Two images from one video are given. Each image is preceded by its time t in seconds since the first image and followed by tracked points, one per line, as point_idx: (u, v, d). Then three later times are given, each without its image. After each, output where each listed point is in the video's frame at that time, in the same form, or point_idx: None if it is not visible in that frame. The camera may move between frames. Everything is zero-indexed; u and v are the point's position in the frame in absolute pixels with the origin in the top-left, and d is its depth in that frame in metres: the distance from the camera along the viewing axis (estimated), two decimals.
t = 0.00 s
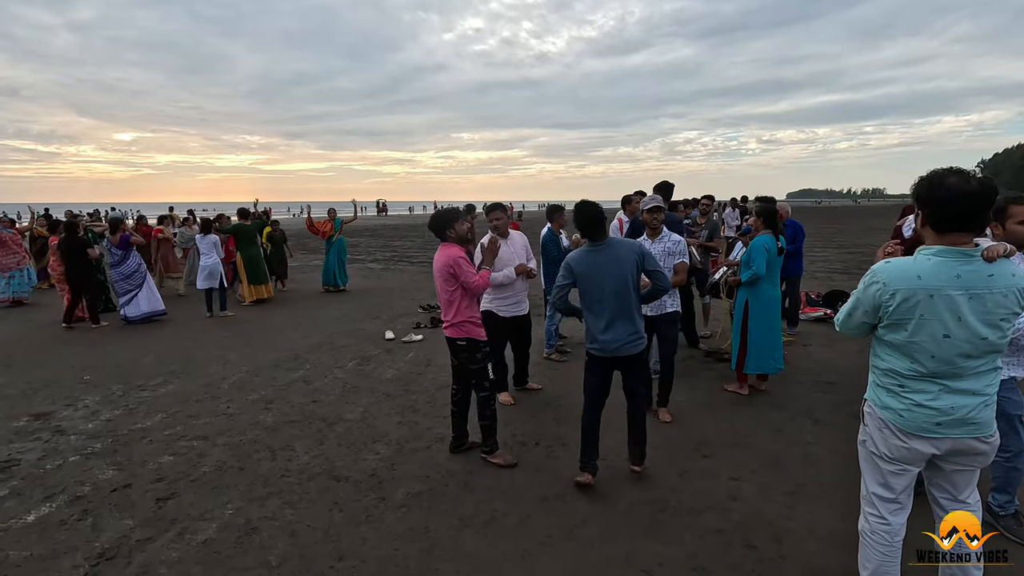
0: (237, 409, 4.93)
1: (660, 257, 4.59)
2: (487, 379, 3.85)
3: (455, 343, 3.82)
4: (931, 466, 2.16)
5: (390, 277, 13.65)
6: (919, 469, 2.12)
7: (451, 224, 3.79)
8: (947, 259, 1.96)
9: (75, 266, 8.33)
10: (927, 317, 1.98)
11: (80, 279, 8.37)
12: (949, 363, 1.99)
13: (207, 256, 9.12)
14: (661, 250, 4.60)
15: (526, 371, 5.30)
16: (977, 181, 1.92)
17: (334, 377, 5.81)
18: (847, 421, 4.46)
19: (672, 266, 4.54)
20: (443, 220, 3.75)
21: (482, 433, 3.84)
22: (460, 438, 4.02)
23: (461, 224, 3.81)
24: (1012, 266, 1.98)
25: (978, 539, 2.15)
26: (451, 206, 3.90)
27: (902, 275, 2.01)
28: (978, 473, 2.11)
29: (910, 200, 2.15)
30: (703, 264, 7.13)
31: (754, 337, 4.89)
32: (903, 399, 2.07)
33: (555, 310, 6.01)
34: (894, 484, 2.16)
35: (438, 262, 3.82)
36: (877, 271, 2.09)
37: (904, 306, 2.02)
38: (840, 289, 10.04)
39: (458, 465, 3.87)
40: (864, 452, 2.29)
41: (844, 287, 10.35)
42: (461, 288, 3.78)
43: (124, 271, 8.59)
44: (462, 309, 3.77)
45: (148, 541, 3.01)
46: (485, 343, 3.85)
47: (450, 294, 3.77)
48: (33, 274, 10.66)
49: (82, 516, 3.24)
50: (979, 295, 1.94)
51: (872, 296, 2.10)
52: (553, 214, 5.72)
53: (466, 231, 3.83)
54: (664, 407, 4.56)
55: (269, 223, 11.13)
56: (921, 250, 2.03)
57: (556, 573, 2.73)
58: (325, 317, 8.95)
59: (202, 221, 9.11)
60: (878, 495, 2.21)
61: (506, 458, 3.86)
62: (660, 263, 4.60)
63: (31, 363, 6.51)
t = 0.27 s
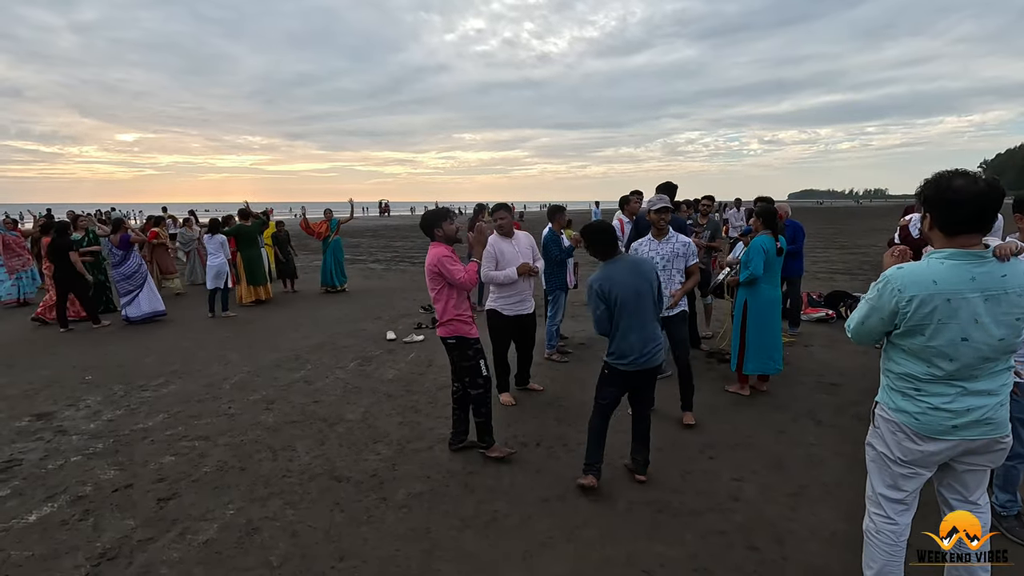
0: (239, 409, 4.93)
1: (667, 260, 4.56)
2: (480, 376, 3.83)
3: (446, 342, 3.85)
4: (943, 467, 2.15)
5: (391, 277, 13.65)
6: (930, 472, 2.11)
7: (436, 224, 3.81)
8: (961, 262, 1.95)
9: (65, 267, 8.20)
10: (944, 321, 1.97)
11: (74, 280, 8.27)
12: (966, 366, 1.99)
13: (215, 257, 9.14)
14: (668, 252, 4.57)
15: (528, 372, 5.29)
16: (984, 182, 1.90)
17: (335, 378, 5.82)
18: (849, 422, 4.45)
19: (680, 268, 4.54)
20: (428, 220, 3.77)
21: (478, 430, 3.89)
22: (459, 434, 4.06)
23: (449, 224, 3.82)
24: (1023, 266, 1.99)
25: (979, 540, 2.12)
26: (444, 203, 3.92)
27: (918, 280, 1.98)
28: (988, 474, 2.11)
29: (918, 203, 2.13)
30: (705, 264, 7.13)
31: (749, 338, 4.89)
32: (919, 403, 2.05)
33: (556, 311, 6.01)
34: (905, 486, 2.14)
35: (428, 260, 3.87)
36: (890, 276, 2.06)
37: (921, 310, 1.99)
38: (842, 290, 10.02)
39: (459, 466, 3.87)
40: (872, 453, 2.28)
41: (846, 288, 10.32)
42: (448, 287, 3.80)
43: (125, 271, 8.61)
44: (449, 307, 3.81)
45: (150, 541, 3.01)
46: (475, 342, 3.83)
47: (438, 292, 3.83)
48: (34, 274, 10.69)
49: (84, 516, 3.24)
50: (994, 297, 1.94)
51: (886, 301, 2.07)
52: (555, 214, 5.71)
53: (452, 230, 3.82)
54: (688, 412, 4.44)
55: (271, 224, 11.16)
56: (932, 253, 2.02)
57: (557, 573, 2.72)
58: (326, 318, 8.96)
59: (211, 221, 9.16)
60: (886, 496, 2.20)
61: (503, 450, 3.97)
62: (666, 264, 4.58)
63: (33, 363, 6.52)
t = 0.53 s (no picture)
0: (241, 410, 4.94)
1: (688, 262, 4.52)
2: (467, 382, 3.83)
3: (432, 348, 3.82)
4: (947, 471, 2.14)
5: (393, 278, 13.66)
6: (933, 476, 2.10)
7: (427, 228, 3.80)
8: (961, 262, 1.95)
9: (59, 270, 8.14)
10: (946, 322, 1.96)
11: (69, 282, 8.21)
12: (968, 367, 1.98)
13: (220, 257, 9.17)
14: (689, 255, 4.53)
15: (530, 373, 5.29)
16: (985, 182, 1.90)
17: (337, 378, 5.83)
18: (851, 423, 4.44)
19: (699, 273, 4.51)
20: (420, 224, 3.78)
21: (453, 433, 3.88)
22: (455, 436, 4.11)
23: (438, 229, 3.84)
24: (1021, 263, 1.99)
25: (980, 540, 2.12)
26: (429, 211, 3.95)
27: (918, 282, 1.97)
28: (994, 478, 2.10)
29: (917, 204, 2.13)
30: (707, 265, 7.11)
31: (749, 340, 4.87)
32: (922, 405, 2.04)
33: (557, 311, 6.01)
34: (908, 491, 2.13)
35: (415, 265, 3.84)
36: (889, 278, 2.05)
37: (922, 312, 1.98)
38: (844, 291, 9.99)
39: (461, 466, 3.87)
40: (876, 457, 2.27)
41: (849, 289, 10.30)
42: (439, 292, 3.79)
43: (124, 271, 8.61)
44: (440, 311, 3.79)
45: (151, 541, 3.02)
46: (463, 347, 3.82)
47: (429, 296, 3.78)
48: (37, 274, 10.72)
49: (86, 516, 3.25)
50: (994, 297, 1.94)
51: (887, 305, 2.05)
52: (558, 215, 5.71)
53: (442, 235, 3.86)
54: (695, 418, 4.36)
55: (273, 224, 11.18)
56: (932, 254, 2.02)
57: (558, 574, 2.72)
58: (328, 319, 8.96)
59: (220, 221, 9.18)
60: (890, 500, 2.19)
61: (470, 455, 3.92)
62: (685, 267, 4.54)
63: (36, 363, 6.54)
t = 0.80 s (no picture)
0: (243, 410, 4.95)
1: (699, 261, 4.52)
2: (434, 389, 3.86)
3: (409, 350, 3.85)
4: (938, 474, 2.14)
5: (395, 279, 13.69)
6: (924, 477, 2.10)
7: (409, 230, 3.81)
8: (949, 262, 1.95)
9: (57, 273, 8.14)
10: (933, 322, 1.96)
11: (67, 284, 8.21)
12: (956, 368, 1.97)
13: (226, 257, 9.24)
14: (704, 254, 4.53)
15: (532, 374, 5.28)
16: (972, 183, 1.90)
17: (339, 379, 5.84)
18: (854, 425, 4.43)
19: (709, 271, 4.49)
20: (402, 225, 3.77)
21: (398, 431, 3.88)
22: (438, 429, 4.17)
23: (421, 231, 3.85)
24: (1013, 265, 1.97)
25: (980, 540, 2.10)
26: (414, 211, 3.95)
27: (905, 281, 1.98)
28: (989, 483, 2.08)
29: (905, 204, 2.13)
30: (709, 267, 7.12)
31: (750, 342, 4.86)
32: (909, 406, 2.05)
33: (559, 312, 6.02)
34: (899, 492, 2.13)
35: (397, 267, 3.85)
36: (878, 277, 2.06)
37: (909, 312, 1.98)
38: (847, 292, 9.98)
39: (462, 467, 3.88)
40: (868, 459, 2.27)
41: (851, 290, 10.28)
42: (419, 296, 3.80)
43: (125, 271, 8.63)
44: (418, 315, 3.80)
45: (154, 541, 3.03)
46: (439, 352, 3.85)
47: (410, 299, 3.79)
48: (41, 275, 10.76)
49: (89, 517, 3.26)
50: (983, 298, 1.93)
51: (874, 303, 2.06)
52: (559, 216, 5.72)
53: (424, 237, 3.87)
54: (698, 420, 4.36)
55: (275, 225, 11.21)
56: (920, 254, 2.02)
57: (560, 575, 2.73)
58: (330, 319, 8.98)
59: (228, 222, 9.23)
60: (882, 502, 2.19)
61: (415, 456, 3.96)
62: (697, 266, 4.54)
63: (40, 364, 6.57)
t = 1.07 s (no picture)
0: (245, 411, 4.97)
1: (701, 268, 4.49)
2: (406, 389, 3.86)
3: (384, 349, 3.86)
4: (929, 477, 2.14)
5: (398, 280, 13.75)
6: (914, 477, 2.09)
7: (394, 232, 3.85)
8: (937, 262, 1.95)
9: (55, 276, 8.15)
10: (918, 322, 1.96)
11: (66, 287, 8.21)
12: (942, 370, 1.96)
13: (232, 257, 9.32)
14: (706, 259, 4.50)
15: (535, 374, 5.29)
16: (965, 185, 1.90)
17: (342, 380, 5.86)
18: (856, 426, 4.42)
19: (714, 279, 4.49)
20: (389, 226, 3.81)
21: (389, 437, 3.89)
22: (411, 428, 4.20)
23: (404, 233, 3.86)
24: (1006, 268, 1.96)
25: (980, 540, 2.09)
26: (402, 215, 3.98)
27: (892, 279, 2.00)
28: (982, 487, 2.06)
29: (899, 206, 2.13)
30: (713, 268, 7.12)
31: (754, 344, 4.84)
32: (895, 406, 2.06)
33: (562, 313, 6.03)
34: (890, 494, 2.13)
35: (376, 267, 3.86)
36: (867, 275, 2.08)
37: (895, 311, 2.00)
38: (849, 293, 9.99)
39: (465, 468, 3.88)
40: (861, 461, 2.27)
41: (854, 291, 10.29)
42: (398, 299, 3.81)
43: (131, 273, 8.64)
44: (396, 318, 3.81)
45: (158, 541, 3.04)
46: (414, 353, 3.86)
47: (384, 301, 3.81)
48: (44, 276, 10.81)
49: (92, 517, 3.27)
50: (970, 301, 1.92)
51: (861, 301, 2.08)
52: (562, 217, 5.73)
53: (406, 241, 3.88)
54: (699, 421, 4.36)
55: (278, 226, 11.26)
56: (910, 255, 2.02)
57: None
58: (333, 320, 9.00)
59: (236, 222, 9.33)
60: (875, 504, 2.18)
61: (412, 456, 3.96)
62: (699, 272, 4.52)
63: (45, 364, 6.60)
